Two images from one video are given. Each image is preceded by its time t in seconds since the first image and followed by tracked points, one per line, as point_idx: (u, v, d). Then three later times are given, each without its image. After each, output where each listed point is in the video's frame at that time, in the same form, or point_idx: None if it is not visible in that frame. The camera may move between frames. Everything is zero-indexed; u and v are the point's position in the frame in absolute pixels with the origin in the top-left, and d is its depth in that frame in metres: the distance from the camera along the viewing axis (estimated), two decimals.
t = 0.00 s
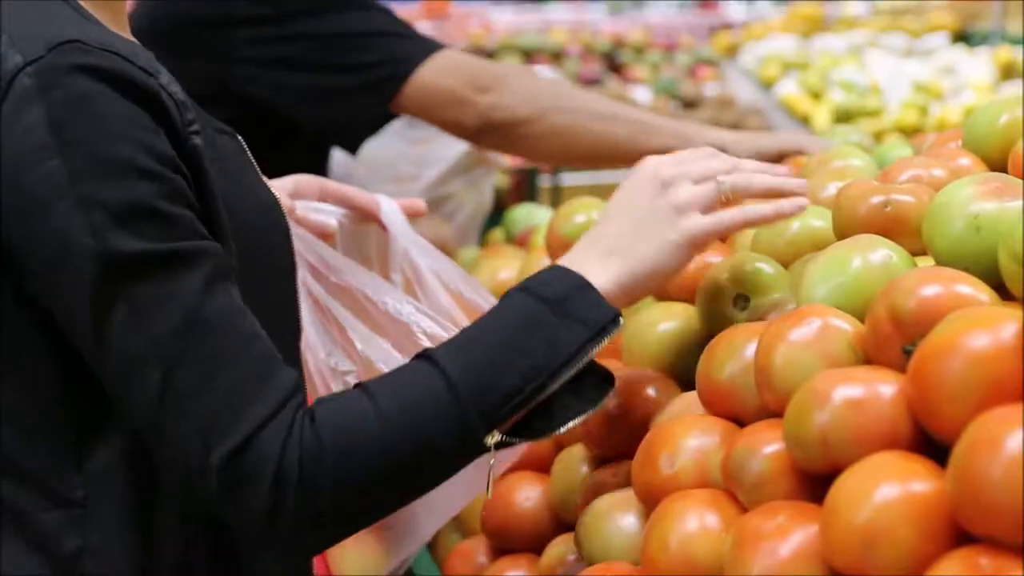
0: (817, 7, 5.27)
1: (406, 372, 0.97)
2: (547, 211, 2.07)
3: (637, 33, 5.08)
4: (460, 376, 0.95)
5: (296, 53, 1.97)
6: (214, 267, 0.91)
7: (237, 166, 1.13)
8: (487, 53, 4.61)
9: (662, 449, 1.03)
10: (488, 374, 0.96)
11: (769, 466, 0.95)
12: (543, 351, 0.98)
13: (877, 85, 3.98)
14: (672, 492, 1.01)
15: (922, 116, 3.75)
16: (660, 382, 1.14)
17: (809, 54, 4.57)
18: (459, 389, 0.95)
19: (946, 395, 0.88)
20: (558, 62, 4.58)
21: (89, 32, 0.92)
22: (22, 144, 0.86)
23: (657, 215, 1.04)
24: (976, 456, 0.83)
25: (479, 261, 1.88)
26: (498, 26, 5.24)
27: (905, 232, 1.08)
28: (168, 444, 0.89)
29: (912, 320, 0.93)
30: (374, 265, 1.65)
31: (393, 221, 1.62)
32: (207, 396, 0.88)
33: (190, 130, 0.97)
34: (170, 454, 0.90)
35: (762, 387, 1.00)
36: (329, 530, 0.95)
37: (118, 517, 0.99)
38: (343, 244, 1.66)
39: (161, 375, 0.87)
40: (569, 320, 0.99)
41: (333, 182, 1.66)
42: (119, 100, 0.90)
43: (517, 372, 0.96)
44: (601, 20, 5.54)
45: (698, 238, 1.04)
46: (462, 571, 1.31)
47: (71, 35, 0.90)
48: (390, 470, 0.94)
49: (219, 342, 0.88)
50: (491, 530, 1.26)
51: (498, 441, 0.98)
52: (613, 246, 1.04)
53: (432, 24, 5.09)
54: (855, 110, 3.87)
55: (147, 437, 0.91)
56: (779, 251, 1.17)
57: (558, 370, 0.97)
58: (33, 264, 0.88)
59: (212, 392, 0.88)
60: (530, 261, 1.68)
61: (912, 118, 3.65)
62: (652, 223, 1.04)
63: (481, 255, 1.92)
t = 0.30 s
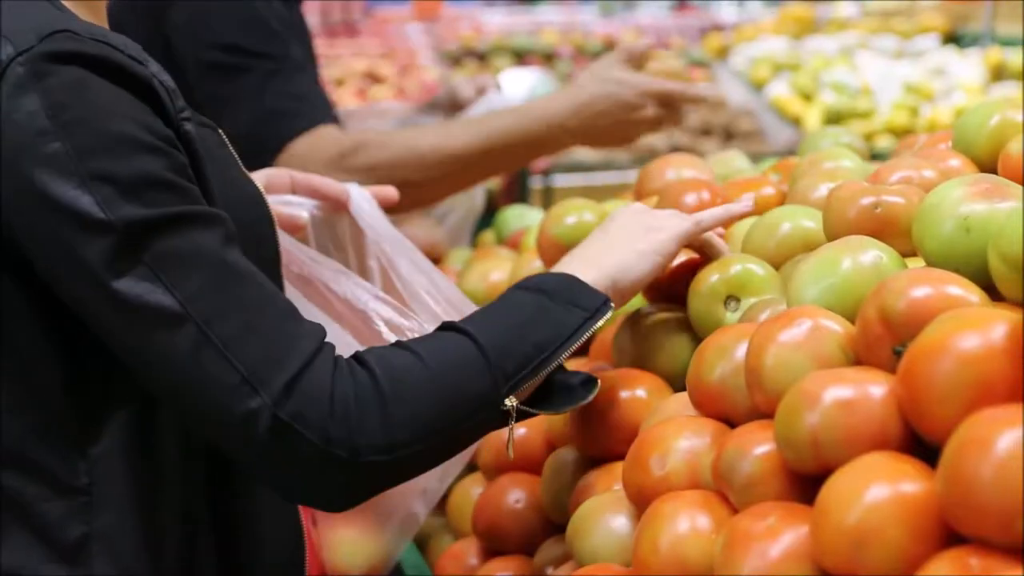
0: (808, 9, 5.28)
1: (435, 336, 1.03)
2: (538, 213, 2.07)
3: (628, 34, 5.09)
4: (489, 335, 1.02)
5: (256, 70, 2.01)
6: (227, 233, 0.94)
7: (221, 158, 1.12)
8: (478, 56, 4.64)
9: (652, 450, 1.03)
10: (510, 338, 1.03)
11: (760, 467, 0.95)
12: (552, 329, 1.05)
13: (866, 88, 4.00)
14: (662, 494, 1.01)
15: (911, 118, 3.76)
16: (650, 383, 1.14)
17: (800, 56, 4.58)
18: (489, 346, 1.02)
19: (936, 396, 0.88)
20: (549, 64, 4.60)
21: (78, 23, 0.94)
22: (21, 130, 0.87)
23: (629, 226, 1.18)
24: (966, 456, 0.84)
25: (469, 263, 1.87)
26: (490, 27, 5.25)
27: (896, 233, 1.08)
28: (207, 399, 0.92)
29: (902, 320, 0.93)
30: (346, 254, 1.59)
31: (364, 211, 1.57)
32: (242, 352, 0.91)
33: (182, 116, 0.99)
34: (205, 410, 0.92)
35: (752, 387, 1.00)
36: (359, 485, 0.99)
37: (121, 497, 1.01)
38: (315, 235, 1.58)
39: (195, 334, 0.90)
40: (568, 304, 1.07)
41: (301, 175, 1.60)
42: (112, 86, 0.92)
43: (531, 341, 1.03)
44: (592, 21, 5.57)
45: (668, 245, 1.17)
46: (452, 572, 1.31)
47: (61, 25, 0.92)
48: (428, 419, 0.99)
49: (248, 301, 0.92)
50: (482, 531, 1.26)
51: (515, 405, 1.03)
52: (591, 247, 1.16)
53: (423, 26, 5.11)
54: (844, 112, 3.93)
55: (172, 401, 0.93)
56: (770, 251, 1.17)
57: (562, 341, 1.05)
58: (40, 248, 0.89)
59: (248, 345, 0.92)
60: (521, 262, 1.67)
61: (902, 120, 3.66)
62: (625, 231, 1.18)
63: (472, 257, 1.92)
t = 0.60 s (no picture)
0: (794, 10, 5.30)
1: (421, 336, 1.02)
2: (524, 214, 2.07)
3: (615, 36, 5.10)
4: (472, 338, 1.01)
5: (197, 78, 2.06)
6: (205, 231, 0.94)
7: (198, 157, 1.12)
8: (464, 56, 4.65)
9: (637, 451, 1.03)
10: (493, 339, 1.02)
11: (744, 468, 0.95)
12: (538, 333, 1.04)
13: (850, 89, 4.03)
14: (646, 495, 1.01)
15: (895, 119, 3.79)
16: (636, 384, 1.14)
17: (785, 57, 4.60)
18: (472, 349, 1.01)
19: (919, 396, 0.88)
20: (535, 66, 4.62)
21: (55, 23, 0.94)
22: None
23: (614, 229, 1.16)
24: (949, 456, 0.84)
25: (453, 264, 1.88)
26: (476, 28, 5.26)
27: (880, 234, 1.08)
28: (184, 392, 0.91)
29: (885, 321, 0.94)
30: (326, 261, 1.58)
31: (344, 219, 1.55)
32: (218, 347, 0.91)
33: (157, 114, 0.99)
34: (181, 407, 0.92)
35: (737, 388, 1.00)
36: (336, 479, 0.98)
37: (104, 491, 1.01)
38: (295, 243, 1.57)
39: (172, 328, 0.90)
40: (554, 313, 1.06)
41: (281, 183, 1.62)
42: (88, 86, 0.92)
43: (515, 348, 1.02)
44: (578, 23, 5.58)
45: (650, 249, 1.16)
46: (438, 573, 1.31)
47: (38, 25, 0.93)
48: (407, 418, 0.98)
49: (226, 298, 0.92)
50: (467, 532, 1.25)
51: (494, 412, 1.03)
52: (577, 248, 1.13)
53: (409, 28, 5.13)
54: (829, 113, 3.92)
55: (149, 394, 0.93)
56: (755, 252, 1.17)
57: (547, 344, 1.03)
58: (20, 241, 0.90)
59: (224, 341, 0.91)
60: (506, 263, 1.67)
61: (886, 122, 3.68)
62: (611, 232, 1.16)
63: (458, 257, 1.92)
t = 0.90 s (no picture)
0: (780, 10, 5.32)
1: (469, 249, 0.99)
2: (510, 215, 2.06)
3: (601, 35, 5.11)
4: (522, 250, 0.98)
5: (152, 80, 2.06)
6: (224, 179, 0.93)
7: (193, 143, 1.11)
8: (450, 57, 4.72)
9: (623, 452, 1.03)
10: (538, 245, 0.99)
11: (730, 469, 0.95)
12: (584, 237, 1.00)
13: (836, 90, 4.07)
14: (632, 496, 1.01)
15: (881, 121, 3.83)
16: (621, 386, 1.13)
17: (771, 58, 4.61)
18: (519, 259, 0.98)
19: (905, 397, 0.88)
20: (520, 66, 4.62)
21: (47, 16, 0.96)
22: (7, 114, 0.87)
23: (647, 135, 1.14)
24: (935, 457, 0.84)
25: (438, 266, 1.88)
26: (462, 29, 5.27)
27: (865, 235, 1.08)
28: (236, 334, 0.89)
29: (870, 322, 0.94)
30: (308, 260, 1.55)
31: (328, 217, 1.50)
32: (260, 274, 0.89)
33: (158, 93, 1.01)
34: (240, 347, 0.89)
35: (722, 389, 1.00)
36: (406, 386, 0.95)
37: (120, 478, 1.05)
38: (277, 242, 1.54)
39: (213, 272, 0.88)
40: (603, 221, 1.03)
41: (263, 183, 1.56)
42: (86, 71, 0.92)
43: (569, 253, 0.99)
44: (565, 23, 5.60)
45: (686, 159, 1.13)
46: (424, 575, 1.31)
47: (31, 18, 0.94)
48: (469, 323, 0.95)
49: (258, 231, 0.90)
50: (452, 534, 1.25)
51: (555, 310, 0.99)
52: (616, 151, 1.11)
53: (395, 28, 5.13)
54: (816, 114, 4.02)
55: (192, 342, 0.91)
56: (741, 252, 1.17)
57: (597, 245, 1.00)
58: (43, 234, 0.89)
59: (263, 267, 0.89)
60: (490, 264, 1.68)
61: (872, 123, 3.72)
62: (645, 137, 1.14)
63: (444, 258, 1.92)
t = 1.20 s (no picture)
0: (763, 12, 5.35)
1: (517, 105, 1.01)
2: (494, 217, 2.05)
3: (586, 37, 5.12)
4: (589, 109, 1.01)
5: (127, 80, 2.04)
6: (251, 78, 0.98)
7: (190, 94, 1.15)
8: (433, 57, 4.74)
9: (607, 453, 1.03)
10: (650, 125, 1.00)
11: (714, 470, 0.95)
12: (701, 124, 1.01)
13: (820, 91, 4.12)
14: (616, 497, 1.01)
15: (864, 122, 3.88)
16: (603, 388, 1.12)
17: (755, 60, 4.64)
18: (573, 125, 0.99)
19: (888, 396, 0.89)
20: (505, 68, 4.63)
21: None
22: (42, 78, 0.89)
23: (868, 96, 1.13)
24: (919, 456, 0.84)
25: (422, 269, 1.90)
26: (447, 29, 5.28)
27: (849, 236, 1.08)
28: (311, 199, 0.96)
29: (854, 323, 0.94)
30: (284, 266, 1.51)
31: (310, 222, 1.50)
32: (315, 141, 0.95)
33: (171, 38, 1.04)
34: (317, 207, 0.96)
35: (706, 390, 1.00)
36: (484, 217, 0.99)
37: (157, 416, 1.09)
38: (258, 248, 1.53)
39: (272, 151, 0.94)
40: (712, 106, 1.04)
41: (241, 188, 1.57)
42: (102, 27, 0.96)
43: (662, 123, 1.00)
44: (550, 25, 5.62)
45: (902, 119, 1.10)
46: None
47: None
48: (542, 167, 0.98)
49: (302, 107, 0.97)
50: (436, 536, 1.25)
51: (665, 182, 1.00)
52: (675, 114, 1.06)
53: (379, 29, 5.13)
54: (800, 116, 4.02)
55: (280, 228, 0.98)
56: (724, 253, 1.17)
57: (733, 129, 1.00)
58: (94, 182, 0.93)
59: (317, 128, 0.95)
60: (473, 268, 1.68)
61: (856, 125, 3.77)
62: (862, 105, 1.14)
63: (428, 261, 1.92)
